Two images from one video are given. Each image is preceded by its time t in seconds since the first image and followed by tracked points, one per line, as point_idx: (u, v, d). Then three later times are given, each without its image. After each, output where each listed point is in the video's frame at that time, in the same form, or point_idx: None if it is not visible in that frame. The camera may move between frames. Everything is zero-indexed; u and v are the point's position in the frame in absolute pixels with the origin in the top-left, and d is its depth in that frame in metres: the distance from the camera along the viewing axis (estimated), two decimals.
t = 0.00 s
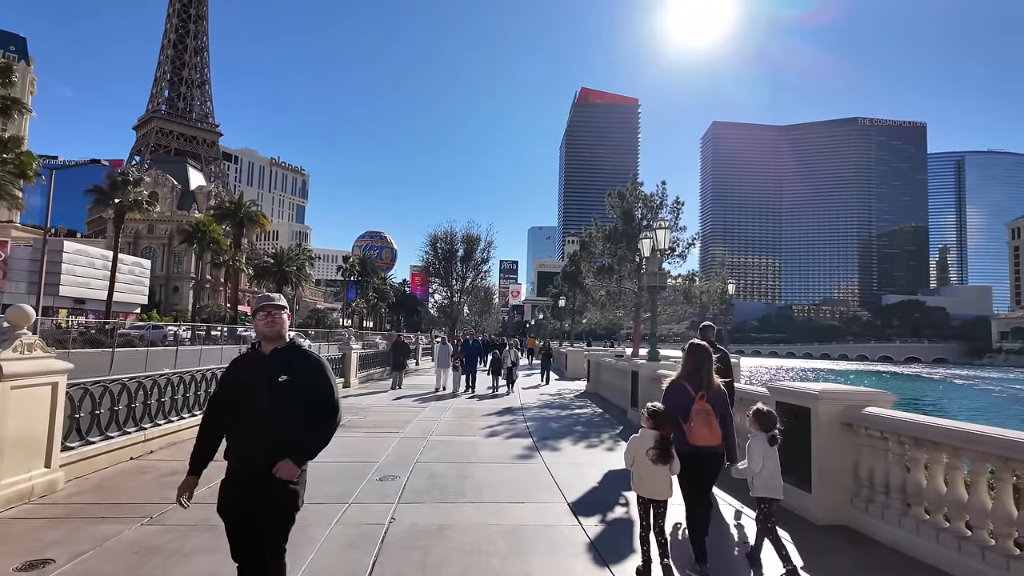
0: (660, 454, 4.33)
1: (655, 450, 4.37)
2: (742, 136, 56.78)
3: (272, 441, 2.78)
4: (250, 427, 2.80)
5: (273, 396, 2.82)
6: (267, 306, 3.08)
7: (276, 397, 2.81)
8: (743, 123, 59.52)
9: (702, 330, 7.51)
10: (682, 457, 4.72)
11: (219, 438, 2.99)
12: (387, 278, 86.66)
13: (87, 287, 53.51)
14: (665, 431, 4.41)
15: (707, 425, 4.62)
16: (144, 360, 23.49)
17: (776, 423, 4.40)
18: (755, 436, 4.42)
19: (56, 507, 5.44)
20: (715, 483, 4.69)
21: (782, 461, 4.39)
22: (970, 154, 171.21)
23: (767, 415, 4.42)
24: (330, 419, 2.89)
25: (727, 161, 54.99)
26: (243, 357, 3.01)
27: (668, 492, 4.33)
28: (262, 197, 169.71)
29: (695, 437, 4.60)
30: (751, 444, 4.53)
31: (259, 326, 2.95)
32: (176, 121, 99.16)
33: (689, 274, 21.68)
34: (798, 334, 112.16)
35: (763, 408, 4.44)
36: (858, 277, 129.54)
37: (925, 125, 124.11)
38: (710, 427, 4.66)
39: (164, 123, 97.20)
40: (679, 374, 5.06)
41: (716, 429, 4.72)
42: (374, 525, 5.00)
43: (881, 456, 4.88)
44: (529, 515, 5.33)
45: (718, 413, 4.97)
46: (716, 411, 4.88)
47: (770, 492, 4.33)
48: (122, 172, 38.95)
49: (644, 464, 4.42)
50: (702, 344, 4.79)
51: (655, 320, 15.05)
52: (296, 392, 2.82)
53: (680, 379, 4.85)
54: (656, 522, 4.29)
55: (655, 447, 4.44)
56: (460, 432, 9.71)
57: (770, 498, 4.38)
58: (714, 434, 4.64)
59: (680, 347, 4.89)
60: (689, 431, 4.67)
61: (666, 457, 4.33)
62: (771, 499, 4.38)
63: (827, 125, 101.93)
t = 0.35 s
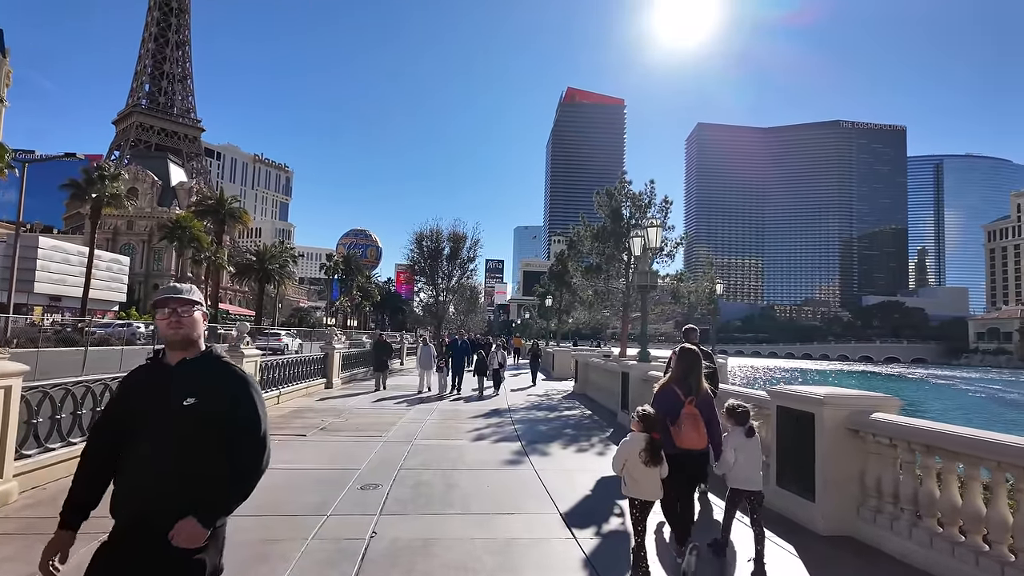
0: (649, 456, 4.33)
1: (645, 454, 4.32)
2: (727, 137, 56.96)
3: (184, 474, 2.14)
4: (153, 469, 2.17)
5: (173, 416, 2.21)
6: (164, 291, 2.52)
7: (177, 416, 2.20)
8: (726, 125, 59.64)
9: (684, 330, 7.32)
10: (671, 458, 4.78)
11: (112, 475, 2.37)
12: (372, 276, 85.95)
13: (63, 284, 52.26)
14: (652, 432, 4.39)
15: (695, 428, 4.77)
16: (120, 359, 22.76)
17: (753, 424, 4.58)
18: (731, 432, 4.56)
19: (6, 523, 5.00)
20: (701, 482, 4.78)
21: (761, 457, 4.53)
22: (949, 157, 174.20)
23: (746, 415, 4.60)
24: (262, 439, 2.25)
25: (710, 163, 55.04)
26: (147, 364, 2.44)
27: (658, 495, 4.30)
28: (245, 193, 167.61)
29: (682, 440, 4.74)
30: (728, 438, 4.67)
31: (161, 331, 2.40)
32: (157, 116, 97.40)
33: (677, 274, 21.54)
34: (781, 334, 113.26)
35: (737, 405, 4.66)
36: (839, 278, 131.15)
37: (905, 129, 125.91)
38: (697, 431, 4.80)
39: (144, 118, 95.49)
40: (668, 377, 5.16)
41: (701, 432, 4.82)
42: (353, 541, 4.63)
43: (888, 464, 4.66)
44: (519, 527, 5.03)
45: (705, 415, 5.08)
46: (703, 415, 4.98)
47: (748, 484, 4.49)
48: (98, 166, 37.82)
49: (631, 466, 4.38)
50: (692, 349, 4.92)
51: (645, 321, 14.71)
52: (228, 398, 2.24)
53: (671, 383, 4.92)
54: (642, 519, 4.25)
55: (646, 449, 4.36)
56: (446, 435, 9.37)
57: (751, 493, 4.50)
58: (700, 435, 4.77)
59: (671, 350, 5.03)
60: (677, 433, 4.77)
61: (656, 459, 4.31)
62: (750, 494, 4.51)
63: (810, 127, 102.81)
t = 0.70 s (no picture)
0: (639, 444, 4.50)
1: (635, 442, 4.47)
2: (713, 135, 57.14)
3: None
4: None
5: (3, 424, 1.60)
6: None
7: None
8: (711, 124, 59.33)
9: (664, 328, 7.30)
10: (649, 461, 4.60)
11: None
12: (357, 274, 85.42)
13: (40, 281, 51.23)
14: (643, 421, 4.55)
15: (674, 422, 4.57)
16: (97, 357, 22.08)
17: (723, 413, 4.95)
18: (705, 423, 4.92)
19: None
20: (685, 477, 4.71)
21: (729, 441, 4.91)
22: (929, 158, 176.69)
23: (715, 404, 4.99)
24: (118, 523, 1.62)
25: (695, 162, 54.79)
26: None
27: (645, 478, 4.47)
28: (229, 190, 165.49)
29: (664, 435, 4.52)
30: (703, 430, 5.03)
31: None
32: (138, 110, 95.71)
33: (667, 271, 21.38)
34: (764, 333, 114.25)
35: (709, 396, 5.07)
36: (822, 277, 132.52)
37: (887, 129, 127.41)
38: (676, 423, 4.61)
39: (124, 113, 93.78)
40: (651, 373, 5.08)
41: (682, 424, 4.64)
42: (332, 551, 4.31)
43: (897, 466, 4.45)
44: (510, 534, 4.75)
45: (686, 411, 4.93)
46: (686, 412, 4.85)
47: (722, 475, 4.79)
48: (75, 159, 36.69)
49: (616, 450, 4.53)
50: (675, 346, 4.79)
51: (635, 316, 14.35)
52: (61, 419, 1.61)
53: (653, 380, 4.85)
54: (634, 504, 4.44)
55: (636, 439, 4.51)
56: (432, 435, 9.05)
57: (718, 482, 4.80)
58: (681, 428, 4.57)
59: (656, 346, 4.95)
60: (658, 428, 4.59)
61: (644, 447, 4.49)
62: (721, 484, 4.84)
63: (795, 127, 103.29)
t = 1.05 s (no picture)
0: (631, 444, 4.62)
1: (625, 443, 4.57)
2: (711, 133, 56.95)
3: None
4: None
5: None
6: None
7: None
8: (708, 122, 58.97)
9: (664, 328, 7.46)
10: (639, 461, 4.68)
11: None
12: (353, 272, 85.03)
13: (32, 280, 50.66)
14: (631, 421, 4.63)
15: (665, 415, 4.67)
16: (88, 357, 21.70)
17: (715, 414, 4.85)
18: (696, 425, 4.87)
19: None
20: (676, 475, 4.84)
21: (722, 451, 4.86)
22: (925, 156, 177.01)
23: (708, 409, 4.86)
24: None
25: (691, 161, 54.40)
26: None
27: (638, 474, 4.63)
28: (224, 188, 164.69)
29: (653, 427, 4.63)
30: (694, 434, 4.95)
31: None
32: (132, 108, 95.06)
33: (667, 269, 21.04)
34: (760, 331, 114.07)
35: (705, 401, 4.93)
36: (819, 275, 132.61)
37: (883, 128, 127.52)
38: (665, 418, 4.69)
39: (119, 110, 93.22)
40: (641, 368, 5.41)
41: (671, 418, 4.73)
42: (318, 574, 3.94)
43: (928, 478, 4.14)
44: (512, 550, 4.43)
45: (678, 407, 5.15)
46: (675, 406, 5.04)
47: (709, 478, 4.83)
48: (66, 156, 36.18)
49: (613, 449, 4.59)
50: (664, 341, 5.21)
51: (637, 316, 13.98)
52: None
53: (643, 374, 5.16)
54: (623, 504, 4.40)
55: (627, 439, 4.61)
56: (428, 440, 8.70)
57: (708, 484, 4.85)
58: (670, 422, 4.67)
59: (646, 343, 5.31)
60: (648, 422, 4.70)
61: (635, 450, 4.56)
62: (708, 485, 4.87)
63: (792, 125, 103.04)
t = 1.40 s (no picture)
0: (629, 444, 4.55)
1: (625, 443, 4.54)
2: (711, 131, 56.63)
3: None
4: None
5: None
6: None
7: None
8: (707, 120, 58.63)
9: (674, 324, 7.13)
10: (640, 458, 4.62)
11: None
12: (353, 270, 84.95)
13: (30, 279, 50.34)
14: (631, 421, 4.61)
15: (666, 418, 4.65)
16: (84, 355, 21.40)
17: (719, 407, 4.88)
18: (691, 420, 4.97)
19: None
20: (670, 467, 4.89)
21: (723, 441, 4.83)
22: (925, 155, 176.82)
23: (709, 405, 4.89)
24: None
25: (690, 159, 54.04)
26: None
27: (636, 475, 4.52)
28: (223, 186, 164.38)
29: (655, 430, 4.62)
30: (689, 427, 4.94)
31: None
32: (131, 106, 94.72)
33: (671, 266, 20.73)
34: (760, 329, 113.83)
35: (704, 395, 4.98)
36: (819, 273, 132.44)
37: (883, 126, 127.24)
38: (667, 420, 4.68)
39: (117, 108, 92.82)
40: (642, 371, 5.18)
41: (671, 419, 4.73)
42: None
43: (970, 487, 3.84)
44: (518, 563, 4.14)
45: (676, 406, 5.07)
46: (674, 408, 4.94)
47: (711, 470, 4.78)
48: (63, 153, 35.80)
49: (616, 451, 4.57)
50: (665, 343, 4.92)
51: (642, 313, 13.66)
52: None
53: (643, 374, 4.94)
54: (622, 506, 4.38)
55: (627, 439, 4.57)
56: (431, 440, 8.40)
57: (713, 477, 4.82)
58: (672, 424, 4.65)
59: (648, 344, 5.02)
60: (648, 424, 4.69)
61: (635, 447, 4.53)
62: (714, 479, 4.84)
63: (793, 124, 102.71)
